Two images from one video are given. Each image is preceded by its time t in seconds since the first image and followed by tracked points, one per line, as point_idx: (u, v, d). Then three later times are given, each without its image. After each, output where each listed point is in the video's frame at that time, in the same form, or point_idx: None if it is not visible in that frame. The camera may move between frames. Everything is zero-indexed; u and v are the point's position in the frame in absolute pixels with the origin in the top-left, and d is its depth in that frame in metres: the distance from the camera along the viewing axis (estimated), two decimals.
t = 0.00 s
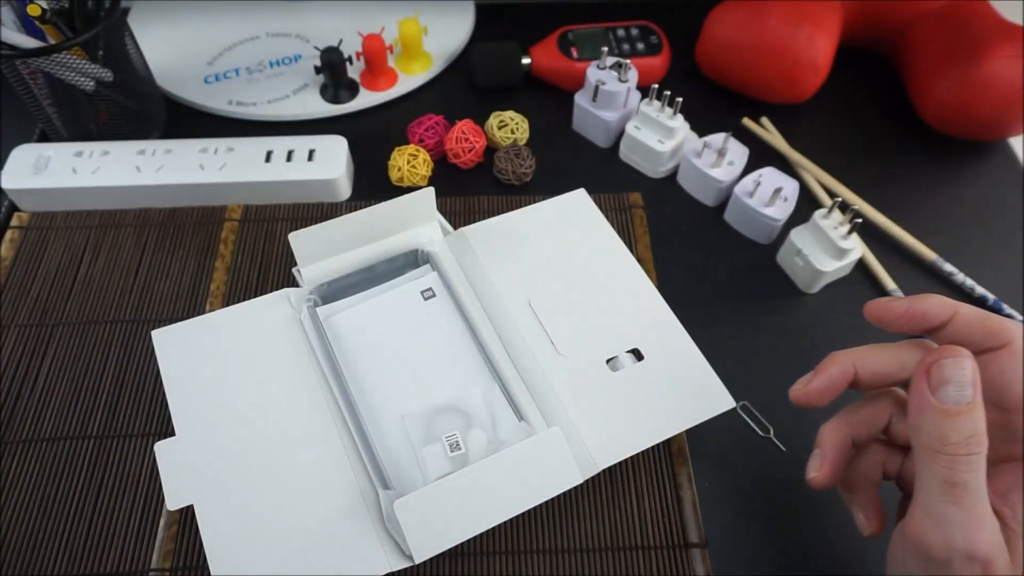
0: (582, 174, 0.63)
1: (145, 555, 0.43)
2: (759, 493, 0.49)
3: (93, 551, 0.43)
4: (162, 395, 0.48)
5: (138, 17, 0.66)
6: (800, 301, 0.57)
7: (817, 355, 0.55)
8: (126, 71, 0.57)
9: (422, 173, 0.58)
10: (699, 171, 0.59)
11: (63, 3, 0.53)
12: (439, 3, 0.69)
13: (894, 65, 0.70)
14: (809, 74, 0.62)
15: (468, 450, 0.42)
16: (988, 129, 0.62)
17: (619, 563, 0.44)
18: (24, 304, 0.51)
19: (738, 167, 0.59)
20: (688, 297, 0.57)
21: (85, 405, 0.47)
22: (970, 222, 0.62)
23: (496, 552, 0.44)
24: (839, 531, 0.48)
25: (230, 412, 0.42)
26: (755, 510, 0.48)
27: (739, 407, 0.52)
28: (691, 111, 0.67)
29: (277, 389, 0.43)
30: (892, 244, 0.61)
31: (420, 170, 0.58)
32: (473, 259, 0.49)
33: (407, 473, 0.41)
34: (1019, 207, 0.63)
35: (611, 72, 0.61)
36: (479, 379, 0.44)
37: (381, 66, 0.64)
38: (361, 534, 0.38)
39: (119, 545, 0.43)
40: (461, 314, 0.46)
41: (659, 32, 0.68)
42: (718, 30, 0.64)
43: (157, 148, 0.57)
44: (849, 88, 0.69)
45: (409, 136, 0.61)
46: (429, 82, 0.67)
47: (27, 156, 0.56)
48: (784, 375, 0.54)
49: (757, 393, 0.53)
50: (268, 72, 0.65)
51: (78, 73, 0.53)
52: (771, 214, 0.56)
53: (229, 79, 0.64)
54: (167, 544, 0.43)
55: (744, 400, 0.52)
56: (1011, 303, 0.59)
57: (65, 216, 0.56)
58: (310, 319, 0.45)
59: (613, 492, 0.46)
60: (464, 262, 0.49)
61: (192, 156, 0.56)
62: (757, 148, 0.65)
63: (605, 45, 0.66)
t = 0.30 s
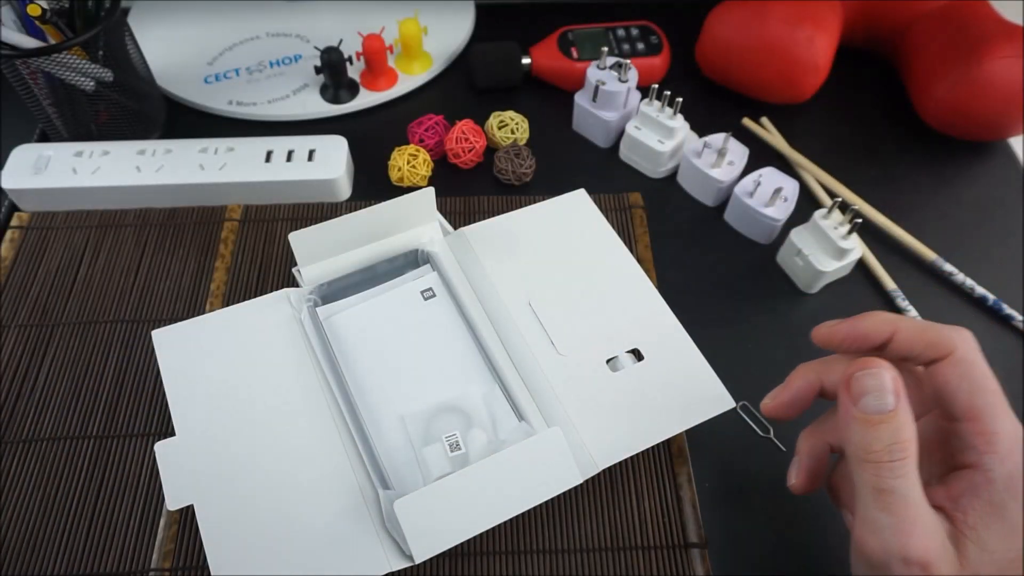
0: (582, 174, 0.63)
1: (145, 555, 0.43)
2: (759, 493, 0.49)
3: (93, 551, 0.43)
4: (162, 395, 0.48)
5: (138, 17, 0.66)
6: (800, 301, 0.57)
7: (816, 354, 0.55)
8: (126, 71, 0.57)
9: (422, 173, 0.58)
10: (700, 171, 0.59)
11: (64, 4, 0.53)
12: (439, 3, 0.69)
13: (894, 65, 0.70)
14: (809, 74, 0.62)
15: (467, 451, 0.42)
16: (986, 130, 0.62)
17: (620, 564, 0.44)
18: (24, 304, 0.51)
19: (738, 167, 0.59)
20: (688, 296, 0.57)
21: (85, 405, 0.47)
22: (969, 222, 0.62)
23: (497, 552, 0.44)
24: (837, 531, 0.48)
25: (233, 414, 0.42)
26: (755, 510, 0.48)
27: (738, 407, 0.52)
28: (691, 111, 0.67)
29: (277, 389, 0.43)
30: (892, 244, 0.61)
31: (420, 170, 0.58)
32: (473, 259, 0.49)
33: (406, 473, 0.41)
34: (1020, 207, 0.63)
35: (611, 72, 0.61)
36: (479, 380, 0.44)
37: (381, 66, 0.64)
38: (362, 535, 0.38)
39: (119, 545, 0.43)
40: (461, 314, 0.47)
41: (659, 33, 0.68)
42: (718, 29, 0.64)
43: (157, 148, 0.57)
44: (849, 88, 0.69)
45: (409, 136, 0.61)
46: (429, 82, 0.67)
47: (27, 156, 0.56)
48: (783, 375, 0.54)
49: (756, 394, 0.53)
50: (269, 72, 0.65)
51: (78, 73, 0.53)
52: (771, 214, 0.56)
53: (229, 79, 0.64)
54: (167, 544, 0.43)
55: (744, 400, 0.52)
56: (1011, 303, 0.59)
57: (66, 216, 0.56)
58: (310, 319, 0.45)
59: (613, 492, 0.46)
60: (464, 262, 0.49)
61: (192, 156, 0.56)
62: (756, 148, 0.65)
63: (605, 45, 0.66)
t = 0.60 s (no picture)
0: (582, 174, 0.63)
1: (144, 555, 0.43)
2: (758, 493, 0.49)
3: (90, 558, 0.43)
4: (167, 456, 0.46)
5: (139, 17, 0.66)
6: (800, 301, 0.57)
7: (816, 355, 0.55)
8: (126, 71, 0.57)
9: (422, 173, 0.58)
10: (699, 171, 0.59)
11: (64, 4, 0.53)
12: (438, 2, 0.69)
13: (893, 65, 0.70)
14: (809, 75, 0.62)
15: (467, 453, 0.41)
16: (984, 130, 0.63)
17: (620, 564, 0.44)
18: (23, 304, 0.51)
19: (738, 167, 0.59)
20: (688, 296, 0.57)
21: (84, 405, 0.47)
22: (969, 222, 0.62)
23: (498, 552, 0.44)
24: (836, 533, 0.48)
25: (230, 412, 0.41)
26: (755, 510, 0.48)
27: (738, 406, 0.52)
28: (691, 111, 0.67)
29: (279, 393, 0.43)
30: (893, 245, 0.61)
31: (420, 170, 0.58)
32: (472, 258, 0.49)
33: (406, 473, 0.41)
34: (1019, 206, 0.63)
35: (611, 72, 0.61)
36: (479, 380, 0.44)
37: (381, 66, 0.64)
38: (362, 533, 0.39)
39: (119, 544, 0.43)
40: (462, 312, 0.46)
41: (659, 33, 0.68)
42: (717, 30, 0.64)
43: (157, 148, 0.57)
44: (849, 88, 0.70)
45: (409, 136, 0.61)
46: (429, 82, 0.67)
47: (26, 156, 0.56)
48: (783, 375, 0.54)
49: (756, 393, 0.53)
50: (268, 72, 0.65)
51: (78, 73, 0.53)
52: (771, 214, 0.57)
53: (229, 79, 0.64)
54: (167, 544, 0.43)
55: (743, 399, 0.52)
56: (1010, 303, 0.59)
57: (65, 216, 0.56)
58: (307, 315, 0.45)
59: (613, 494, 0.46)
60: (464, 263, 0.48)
61: (192, 156, 0.56)
62: (757, 148, 0.65)
63: (605, 45, 0.66)
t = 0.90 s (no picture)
0: (582, 174, 0.63)
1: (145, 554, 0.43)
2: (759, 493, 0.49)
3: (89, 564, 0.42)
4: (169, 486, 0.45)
5: (139, 17, 0.66)
6: (800, 301, 0.57)
7: (816, 355, 0.55)
8: (126, 71, 0.57)
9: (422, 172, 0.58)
10: (699, 171, 0.59)
11: (64, 4, 0.53)
12: (438, 2, 0.69)
13: (893, 65, 0.70)
14: (808, 75, 0.62)
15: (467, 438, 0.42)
16: (983, 131, 0.63)
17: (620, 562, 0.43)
18: (23, 304, 0.51)
19: (738, 167, 0.59)
20: (688, 296, 0.57)
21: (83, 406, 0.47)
22: (969, 222, 0.62)
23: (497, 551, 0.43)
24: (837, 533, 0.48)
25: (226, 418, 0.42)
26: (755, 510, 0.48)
27: (738, 406, 0.52)
28: (691, 111, 0.67)
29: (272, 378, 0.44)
30: (892, 244, 0.61)
31: (420, 170, 0.58)
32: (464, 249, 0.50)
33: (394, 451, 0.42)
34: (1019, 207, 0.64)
35: (611, 72, 0.61)
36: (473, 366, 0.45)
37: (381, 66, 0.64)
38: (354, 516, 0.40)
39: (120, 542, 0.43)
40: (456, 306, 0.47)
41: (659, 33, 0.68)
42: (717, 29, 0.64)
43: (157, 148, 0.57)
44: (849, 88, 0.70)
45: (409, 136, 0.61)
46: (429, 82, 0.67)
47: (26, 156, 0.56)
48: (783, 375, 0.54)
49: (756, 393, 0.53)
50: (268, 72, 0.65)
51: (78, 73, 0.53)
52: (771, 214, 0.57)
53: (229, 79, 0.64)
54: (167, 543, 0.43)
55: (744, 399, 0.52)
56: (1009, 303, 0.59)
57: (65, 216, 0.56)
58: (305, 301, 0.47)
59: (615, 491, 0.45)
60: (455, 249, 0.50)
61: (192, 156, 0.56)
62: (756, 148, 0.65)
63: (605, 45, 0.66)
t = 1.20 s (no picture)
0: (583, 174, 0.63)
1: (145, 554, 0.43)
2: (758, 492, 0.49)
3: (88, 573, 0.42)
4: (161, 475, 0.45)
5: (139, 17, 0.66)
6: (801, 301, 0.57)
7: (816, 354, 0.55)
8: (126, 71, 0.57)
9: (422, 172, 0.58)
10: (699, 171, 0.59)
11: (64, 4, 0.53)
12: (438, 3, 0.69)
13: (893, 65, 0.70)
14: (809, 74, 0.62)
15: (460, 450, 0.43)
16: (985, 130, 0.63)
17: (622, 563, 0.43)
18: (24, 304, 0.51)
19: (738, 167, 0.59)
20: (688, 296, 0.57)
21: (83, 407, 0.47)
22: (969, 221, 0.62)
23: (496, 552, 0.43)
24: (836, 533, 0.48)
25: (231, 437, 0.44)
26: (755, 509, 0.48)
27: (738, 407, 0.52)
28: (691, 111, 0.67)
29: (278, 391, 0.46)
30: (892, 244, 0.61)
31: (420, 170, 0.58)
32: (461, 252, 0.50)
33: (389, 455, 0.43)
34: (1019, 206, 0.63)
35: (611, 72, 0.61)
36: (470, 381, 0.46)
37: (381, 66, 0.64)
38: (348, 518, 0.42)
39: (120, 543, 0.43)
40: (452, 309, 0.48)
41: (659, 33, 0.68)
42: (717, 29, 0.64)
43: (157, 148, 0.57)
44: (849, 88, 0.70)
45: (409, 136, 0.61)
46: (429, 82, 0.67)
47: (26, 156, 0.56)
48: (783, 375, 0.54)
49: (756, 393, 0.53)
50: (268, 72, 0.65)
51: (78, 73, 0.53)
52: (771, 214, 0.57)
53: (229, 79, 0.64)
54: (167, 544, 0.43)
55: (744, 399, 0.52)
56: (1009, 303, 0.59)
57: (65, 216, 0.56)
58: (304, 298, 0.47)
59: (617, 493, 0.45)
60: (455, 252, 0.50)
61: (192, 156, 0.56)
62: (756, 148, 0.65)
63: (605, 45, 0.66)
